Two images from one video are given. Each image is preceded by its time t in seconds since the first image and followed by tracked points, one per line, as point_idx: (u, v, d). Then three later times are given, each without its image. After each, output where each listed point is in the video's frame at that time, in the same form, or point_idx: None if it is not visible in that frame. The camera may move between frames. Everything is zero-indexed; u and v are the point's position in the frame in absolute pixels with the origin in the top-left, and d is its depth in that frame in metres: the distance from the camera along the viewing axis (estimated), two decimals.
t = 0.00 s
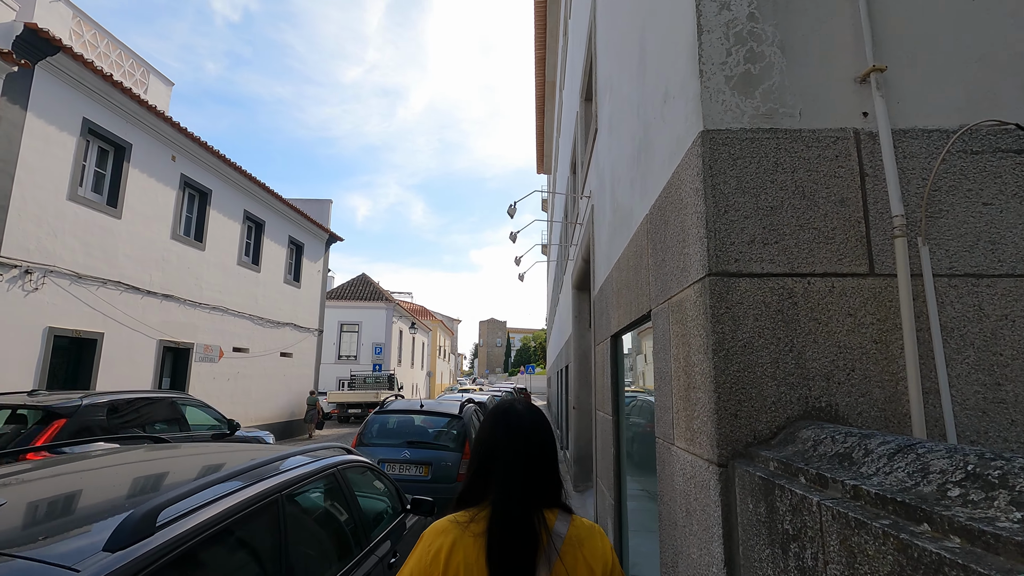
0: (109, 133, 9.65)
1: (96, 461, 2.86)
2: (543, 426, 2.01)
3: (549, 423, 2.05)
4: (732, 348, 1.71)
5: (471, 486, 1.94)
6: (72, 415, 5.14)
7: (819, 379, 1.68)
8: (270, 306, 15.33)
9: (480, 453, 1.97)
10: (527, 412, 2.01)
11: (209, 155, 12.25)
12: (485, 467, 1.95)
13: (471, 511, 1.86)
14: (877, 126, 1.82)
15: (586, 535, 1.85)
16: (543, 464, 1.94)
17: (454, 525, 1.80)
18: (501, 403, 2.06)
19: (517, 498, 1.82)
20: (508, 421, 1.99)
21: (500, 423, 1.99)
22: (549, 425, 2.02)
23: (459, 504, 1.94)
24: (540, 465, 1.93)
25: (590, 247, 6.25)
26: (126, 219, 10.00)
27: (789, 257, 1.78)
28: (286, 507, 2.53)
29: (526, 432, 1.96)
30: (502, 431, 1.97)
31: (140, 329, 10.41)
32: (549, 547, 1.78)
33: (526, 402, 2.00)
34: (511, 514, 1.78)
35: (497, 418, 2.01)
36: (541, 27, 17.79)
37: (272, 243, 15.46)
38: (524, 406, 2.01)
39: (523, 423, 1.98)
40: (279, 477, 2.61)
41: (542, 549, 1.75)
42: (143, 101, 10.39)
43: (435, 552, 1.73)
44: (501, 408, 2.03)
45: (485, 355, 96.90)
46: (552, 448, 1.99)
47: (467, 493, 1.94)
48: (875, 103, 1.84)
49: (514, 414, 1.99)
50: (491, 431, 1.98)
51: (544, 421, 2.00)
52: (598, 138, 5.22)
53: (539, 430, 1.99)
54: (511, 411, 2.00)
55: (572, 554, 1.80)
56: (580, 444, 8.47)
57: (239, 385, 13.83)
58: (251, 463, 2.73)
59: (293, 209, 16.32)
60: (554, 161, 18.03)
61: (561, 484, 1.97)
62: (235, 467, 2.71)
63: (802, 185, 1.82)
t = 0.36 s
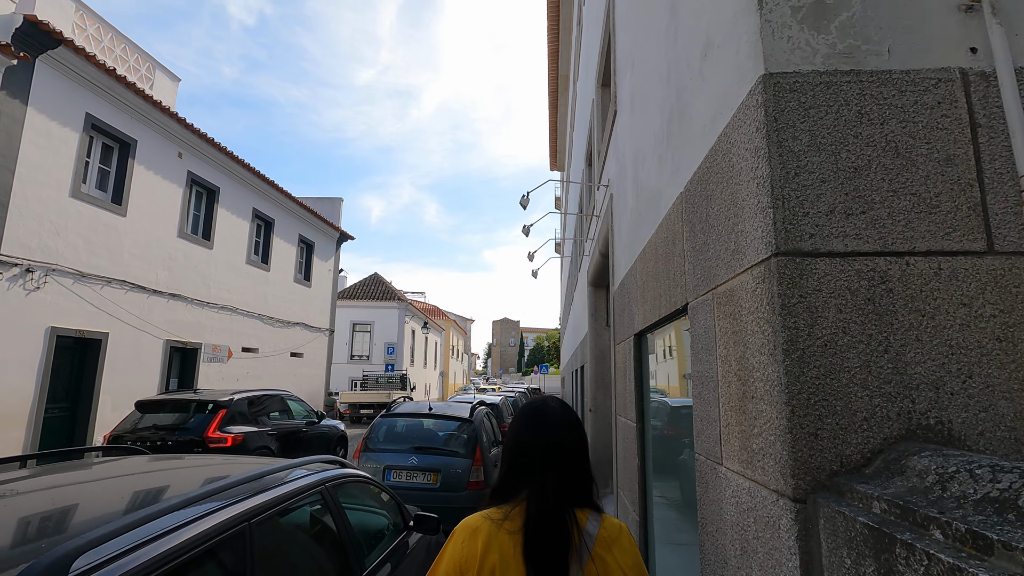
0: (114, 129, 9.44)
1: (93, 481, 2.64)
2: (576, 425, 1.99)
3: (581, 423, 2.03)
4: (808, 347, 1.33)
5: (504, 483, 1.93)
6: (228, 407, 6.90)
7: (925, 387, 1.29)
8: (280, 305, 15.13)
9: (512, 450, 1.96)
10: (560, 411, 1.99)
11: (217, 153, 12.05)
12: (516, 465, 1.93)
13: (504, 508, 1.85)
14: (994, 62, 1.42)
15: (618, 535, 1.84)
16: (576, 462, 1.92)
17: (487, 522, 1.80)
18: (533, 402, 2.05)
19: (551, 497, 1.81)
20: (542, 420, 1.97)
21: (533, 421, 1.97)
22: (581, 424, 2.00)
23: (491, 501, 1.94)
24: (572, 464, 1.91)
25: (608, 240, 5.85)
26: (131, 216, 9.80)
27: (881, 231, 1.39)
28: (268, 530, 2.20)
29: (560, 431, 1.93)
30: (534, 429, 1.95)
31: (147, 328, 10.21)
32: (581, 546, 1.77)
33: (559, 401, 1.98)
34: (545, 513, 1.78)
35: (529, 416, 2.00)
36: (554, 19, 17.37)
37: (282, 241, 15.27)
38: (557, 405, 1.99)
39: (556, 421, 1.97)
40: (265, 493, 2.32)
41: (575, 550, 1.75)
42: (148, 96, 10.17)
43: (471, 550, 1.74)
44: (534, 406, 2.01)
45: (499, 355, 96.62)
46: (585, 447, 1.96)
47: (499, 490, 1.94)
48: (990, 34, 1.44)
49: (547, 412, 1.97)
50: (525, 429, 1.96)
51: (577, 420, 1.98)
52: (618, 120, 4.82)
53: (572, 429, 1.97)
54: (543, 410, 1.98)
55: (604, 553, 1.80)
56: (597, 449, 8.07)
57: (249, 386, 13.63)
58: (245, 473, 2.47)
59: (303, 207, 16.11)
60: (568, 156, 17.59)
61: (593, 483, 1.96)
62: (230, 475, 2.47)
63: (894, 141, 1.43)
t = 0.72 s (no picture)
0: (123, 125, 9.30)
1: (96, 490, 2.39)
2: (560, 437, 2.06)
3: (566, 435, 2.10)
4: (949, 330, 0.90)
5: (493, 501, 1.99)
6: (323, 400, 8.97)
7: None
8: (296, 304, 14.98)
9: (499, 464, 2.03)
10: (543, 424, 2.08)
11: (230, 149, 11.91)
12: (505, 482, 1.98)
13: (493, 524, 1.90)
14: None
15: (606, 545, 1.88)
16: (563, 475, 1.98)
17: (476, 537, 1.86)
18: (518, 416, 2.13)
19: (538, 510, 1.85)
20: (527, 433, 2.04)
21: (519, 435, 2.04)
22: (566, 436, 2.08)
23: (482, 517, 1.99)
24: (561, 475, 1.96)
25: (631, 228, 5.40)
26: (142, 213, 9.67)
27: None
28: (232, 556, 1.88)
29: (544, 443, 2.01)
30: (520, 443, 2.01)
31: (159, 327, 10.08)
32: (569, 558, 1.81)
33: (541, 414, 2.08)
34: (531, 525, 1.83)
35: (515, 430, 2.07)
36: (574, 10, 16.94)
37: (298, 240, 15.11)
38: (539, 417, 2.09)
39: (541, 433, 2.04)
40: (232, 510, 2.01)
41: (564, 558, 1.80)
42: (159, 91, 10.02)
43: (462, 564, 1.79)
44: (519, 421, 2.10)
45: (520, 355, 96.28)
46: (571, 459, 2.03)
47: (489, 506, 1.99)
48: None
49: (531, 425, 2.06)
50: (510, 443, 2.03)
51: (561, 432, 2.05)
52: (643, 93, 4.37)
53: (557, 441, 2.03)
54: (527, 423, 2.06)
55: (594, 565, 1.83)
56: (620, 452, 7.62)
57: (265, 385, 13.48)
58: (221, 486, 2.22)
59: (319, 205, 15.93)
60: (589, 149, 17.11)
61: (582, 497, 2.00)
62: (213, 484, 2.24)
63: None
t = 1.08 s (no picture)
0: (137, 123, 9.18)
1: (95, 503, 2.07)
2: (572, 418, 1.94)
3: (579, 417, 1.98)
4: None
5: (503, 484, 1.89)
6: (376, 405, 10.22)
7: None
8: (314, 305, 14.83)
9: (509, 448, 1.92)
10: (555, 404, 1.97)
11: (246, 147, 11.74)
12: (514, 463, 1.89)
13: (501, 506, 1.81)
14: None
15: (619, 529, 1.75)
16: (574, 457, 1.86)
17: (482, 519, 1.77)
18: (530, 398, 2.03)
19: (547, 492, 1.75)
20: (538, 414, 1.94)
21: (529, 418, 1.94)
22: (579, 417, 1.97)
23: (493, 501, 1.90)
24: (571, 455, 1.85)
25: (660, 215, 4.95)
26: (156, 212, 9.54)
27: None
28: None
29: (555, 423, 1.90)
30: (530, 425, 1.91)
31: (175, 327, 9.95)
32: (579, 541, 1.69)
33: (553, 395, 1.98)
34: (540, 507, 1.72)
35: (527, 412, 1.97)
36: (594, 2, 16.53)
37: (315, 240, 14.96)
38: (553, 399, 1.98)
39: (553, 415, 1.93)
40: (186, 538, 1.69)
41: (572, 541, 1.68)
42: (173, 88, 9.89)
43: (467, 546, 1.70)
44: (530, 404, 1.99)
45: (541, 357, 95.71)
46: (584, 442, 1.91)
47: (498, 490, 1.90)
48: None
49: (543, 407, 1.95)
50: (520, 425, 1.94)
51: (572, 412, 1.94)
52: (675, 61, 3.94)
53: (569, 422, 1.92)
54: (538, 405, 1.96)
55: (607, 549, 1.70)
56: (649, 458, 7.15)
57: (283, 387, 13.31)
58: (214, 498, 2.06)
59: (337, 205, 15.77)
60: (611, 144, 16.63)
61: (596, 482, 1.88)
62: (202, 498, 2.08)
63: None
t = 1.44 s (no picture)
0: (150, 120, 9.01)
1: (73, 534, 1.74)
2: (649, 430, 2.08)
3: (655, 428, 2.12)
4: None
5: (582, 488, 2.05)
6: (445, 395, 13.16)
7: None
8: (331, 306, 14.62)
9: (590, 453, 2.08)
10: (634, 416, 2.11)
11: (261, 145, 11.55)
12: (594, 471, 2.02)
13: (583, 512, 1.96)
14: None
15: (697, 543, 1.89)
16: (653, 468, 2.01)
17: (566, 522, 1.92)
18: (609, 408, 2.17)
19: (627, 499, 1.91)
20: (618, 424, 2.08)
21: (607, 425, 2.10)
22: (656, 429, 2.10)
23: (572, 504, 2.06)
24: (652, 468, 1.99)
25: (698, 200, 4.51)
26: (170, 211, 9.37)
27: None
28: None
29: (634, 434, 2.05)
30: (610, 432, 2.07)
31: (189, 328, 9.77)
32: (661, 551, 1.84)
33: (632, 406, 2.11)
34: (623, 516, 1.87)
35: (605, 421, 2.12)
36: None
37: (332, 239, 14.77)
38: (631, 409, 2.12)
39: (632, 426, 2.08)
40: None
41: (655, 552, 1.83)
42: (187, 85, 9.72)
43: (551, 548, 1.85)
44: (609, 413, 2.14)
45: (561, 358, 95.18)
46: (661, 453, 2.05)
47: (577, 495, 2.05)
48: None
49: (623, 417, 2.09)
50: (601, 432, 2.09)
51: (650, 424, 2.08)
52: (719, 24, 3.52)
53: (647, 433, 2.07)
54: (617, 415, 2.10)
55: (685, 560, 1.85)
56: (681, 466, 6.70)
57: (301, 389, 13.11)
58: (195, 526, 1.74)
59: (354, 204, 15.55)
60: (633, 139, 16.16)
61: (672, 492, 2.03)
62: (179, 528, 1.76)
63: None
